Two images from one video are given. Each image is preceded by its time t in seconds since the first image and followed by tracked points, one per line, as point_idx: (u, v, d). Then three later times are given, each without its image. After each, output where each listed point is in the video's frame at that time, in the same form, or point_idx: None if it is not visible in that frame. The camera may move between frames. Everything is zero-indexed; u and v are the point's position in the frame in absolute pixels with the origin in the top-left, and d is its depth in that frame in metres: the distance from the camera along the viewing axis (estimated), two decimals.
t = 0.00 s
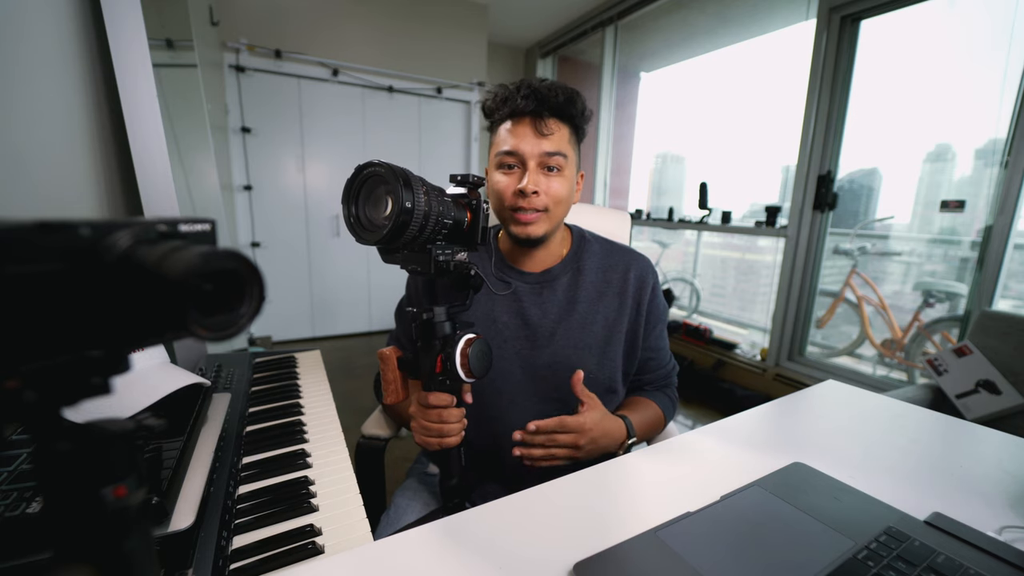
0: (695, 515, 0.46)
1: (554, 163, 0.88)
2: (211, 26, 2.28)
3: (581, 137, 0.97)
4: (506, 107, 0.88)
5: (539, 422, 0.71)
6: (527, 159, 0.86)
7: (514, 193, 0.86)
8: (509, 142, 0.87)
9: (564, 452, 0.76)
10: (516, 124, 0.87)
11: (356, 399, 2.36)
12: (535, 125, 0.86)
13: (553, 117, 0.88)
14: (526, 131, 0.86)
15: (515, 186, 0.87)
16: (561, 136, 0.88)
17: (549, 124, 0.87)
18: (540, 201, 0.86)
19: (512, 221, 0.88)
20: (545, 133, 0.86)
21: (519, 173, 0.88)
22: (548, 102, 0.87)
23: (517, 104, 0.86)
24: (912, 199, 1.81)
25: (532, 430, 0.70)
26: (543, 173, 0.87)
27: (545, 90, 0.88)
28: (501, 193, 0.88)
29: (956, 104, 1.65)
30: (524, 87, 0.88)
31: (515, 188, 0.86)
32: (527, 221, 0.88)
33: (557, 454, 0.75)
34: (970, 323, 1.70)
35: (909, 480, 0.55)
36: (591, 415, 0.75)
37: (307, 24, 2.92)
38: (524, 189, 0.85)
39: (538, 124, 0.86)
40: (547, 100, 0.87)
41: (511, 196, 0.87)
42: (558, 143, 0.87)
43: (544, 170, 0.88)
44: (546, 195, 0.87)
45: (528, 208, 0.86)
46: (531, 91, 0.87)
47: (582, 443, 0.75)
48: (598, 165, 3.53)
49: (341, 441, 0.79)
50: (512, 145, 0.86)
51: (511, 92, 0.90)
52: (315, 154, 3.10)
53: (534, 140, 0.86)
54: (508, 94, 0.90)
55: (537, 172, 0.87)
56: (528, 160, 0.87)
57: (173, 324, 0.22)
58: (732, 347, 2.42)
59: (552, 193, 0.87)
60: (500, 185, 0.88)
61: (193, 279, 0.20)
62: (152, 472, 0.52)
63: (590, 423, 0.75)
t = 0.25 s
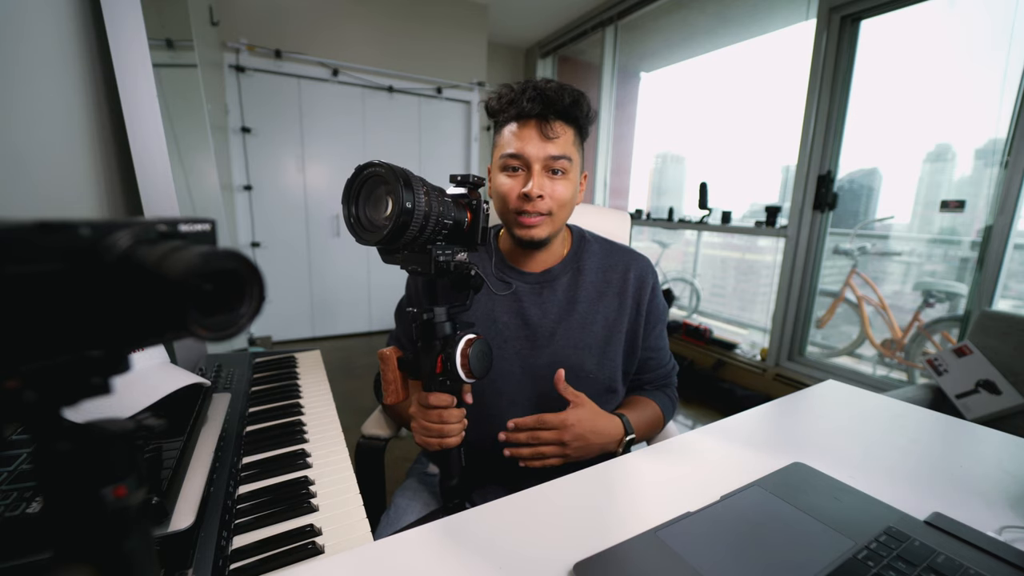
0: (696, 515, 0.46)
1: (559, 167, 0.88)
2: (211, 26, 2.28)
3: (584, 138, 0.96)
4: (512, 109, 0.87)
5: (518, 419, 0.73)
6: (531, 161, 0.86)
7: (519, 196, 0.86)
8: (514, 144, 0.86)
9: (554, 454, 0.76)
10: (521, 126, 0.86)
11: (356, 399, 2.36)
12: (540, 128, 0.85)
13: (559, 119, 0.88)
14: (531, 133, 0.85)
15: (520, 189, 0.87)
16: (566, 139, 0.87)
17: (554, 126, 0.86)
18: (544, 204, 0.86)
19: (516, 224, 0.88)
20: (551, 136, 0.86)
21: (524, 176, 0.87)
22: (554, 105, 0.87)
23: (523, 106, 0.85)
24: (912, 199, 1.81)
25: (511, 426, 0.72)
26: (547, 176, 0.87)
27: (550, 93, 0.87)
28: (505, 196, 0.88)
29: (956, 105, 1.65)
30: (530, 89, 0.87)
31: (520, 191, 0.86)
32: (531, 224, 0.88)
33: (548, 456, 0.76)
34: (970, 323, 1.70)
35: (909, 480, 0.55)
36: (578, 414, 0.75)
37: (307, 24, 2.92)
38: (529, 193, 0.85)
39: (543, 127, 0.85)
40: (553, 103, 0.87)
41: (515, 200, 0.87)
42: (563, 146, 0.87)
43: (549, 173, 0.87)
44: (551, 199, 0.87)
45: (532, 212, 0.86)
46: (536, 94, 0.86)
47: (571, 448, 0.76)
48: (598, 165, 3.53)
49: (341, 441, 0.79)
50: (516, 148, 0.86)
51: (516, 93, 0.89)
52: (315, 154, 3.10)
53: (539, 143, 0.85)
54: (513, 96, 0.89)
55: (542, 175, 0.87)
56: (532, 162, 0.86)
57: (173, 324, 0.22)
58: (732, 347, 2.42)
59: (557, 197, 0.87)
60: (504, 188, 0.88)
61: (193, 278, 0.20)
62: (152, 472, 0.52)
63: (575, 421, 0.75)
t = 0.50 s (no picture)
0: (696, 515, 0.46)
1: (557, 171, 0.87)
2: (211, 26, 2.28)
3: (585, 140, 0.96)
4: (510, 112, 0.87)
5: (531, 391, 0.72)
6: (530, 166, 0.86)
7: (517, 200, 0.86)
8: (512, 148, 0.86)
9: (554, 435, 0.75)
10: (520, 130, 0.86)
11: (356, 399, 2.36)
12: (538, 132, 0.85)
13: (557, 122, 0.87)
14: (529, 137, 0.85)
15: (519, 193, 0.87)
16: (565, 143, 0.87)
17: (553, 130, 0.86)
18: (542, 209, 0.86)
19: (515, 228, 0.89)
20: (548, 140, 0.85)
21: (522, 180, 0.87)
22: (553, 108, 0.86)
23: (521, 109, 0.85)
24: (912, 199, 1.81)
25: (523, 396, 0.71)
26: (546, 180, 0.87)
27: (549, 96, 0.87)
28: (505, 200, 0.88)
29: (956, 104, 1.65)
30: (529, 92, 0.87)
31: (518, 196, 0.86)
32: (529, 228, 0.88)
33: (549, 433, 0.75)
34: (970, 323, 1.70)
35: (910, 480, 0.55)
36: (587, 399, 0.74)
37: (307, 24, 2.92)
38: (527, 198, 0.85)
39: (542, 131, 0.85)
40: (550, 107, 0.86)
41: (514, 204, 0.88)
42: (562, 150, 0.86)
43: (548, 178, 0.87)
44: (549, 203, 0.87)
45: (530, 216, 0.86)
46: (535, 97, 0.86)
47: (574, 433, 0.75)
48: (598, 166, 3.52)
49: (341, 441, 0.79)
50: (515, 152, 0.85)
51: (515, 96, 0.89)
52: (315, 154, 3.10)
53: (537, 147, 0.85)
54: (512, 99, 0.89)
55: (540, 179, 0.86)
56: (530, 167, 0.86)
57: (173, 324, 0.22)
58: (732, 347, 2.42)
59: (555, 201, 0.87)
60: (504, 192, 0.88)
61: (193, 279, 0.20)
62: (152, 472, 0.52)
63: (585, 406, 0.74)
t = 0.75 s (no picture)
0: (696, 515, 0.46)
1: (551, 183, 0.84)
2: (211, 26, 2.28)
3: (592, 147, 0.92)
4: (509, 120, 0.85)
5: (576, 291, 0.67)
6: (523, 176, 0.85)
7: (509, 210, 0.87)
8: (509, 157, 0.85)
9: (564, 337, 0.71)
10: (517, 139, 0.84)
11: (356, 399, 2.36)
12: (533, 143, 0.83)
13: (556, 133, 0.84)
14: (524, 148, 0.84)
15: (510, 202, 0.87)
16: (562, 156, 0.84)
17: (550, 142, 0.83)
18: (531, 221, 0.86)
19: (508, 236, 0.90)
20: (543, 152, 0.83)
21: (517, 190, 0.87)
22: (552, 118, 0.83)
23: (518, 119, 0.83)
24: (912, 199, 1.81)
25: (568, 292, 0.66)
26: (539, 191, 0.85)
27: (549, 106, 0.84)
28: (500, 206, 0.89)
29: (956, 105, 1.65)
30: (530, 99, 0.85)
31: (509, 205, 0.87)
32: (520, 237, 0.89)
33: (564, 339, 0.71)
34: (970, 323, 1.70)
35: (909, 480, 0.55)
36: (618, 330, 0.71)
37: (308, 24, 2.92)
38: (517, 210, 0.85)
39: (537, 143, 0.83)
40: (548, 118, 0.83)
41: (506, 212, 0.88)
42: (558, 163, 0.84)
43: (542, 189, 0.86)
44: (541, 216, 0.86)
45: (520, 227, 0.87)
46: (535, 106, 0.83)
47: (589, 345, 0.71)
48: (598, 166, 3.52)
49: (341, 441, 0.79)
50: (510, 161, 0.85)
51: (518, 102, 0.86)
52: (315, 154, 3.10)
53: (530, 158, 0.83)
54: (514, 105, 0.87)
55: (533, 190, 0.85)
56: (523, 177, 0.85)
57: (173, 324, 0.22)
58: (732, 347, 2.42)
59: (547, 214, 0.86)
60: (499, 199, 0.89)
61: (193, 278, 0.20)
62: (153, 472, 0.52)
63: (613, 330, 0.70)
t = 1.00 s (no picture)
0: (695, 515, 0.46)
1: (554, 183, 0.85)
2: (211, 26, 2.28)
3: (597, 148, 0.92)
4: (516, 119, 0.85)
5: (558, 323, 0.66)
6: (527, 175, 0.85)
7: (513, 208, 0.87)
8: (514, 156, 0.85)
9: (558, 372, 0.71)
10: (523, 138, 0.84)
11: (356, 399, 2.36)
12: (539, 142, 0.83)
13: (562, 133, 0.84)
14: (530, 146, 0.84)
15: (515, 201, 0.87)
16: (567, 156, 0.84)
17: (556, 142, 0.83)
18: (535, 219, 0.86)
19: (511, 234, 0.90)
20: (549, 151, 0.83)
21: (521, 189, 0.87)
22: (560, 117, 0.83)
23: (525, 117, 0.83)
24: (912, 199, 1.81)
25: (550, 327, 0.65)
26: (543, 191, 0.85)
27: (557, 106, 0.83)
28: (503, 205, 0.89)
29: (956, 105, 1.65)
30: (536, 99, 0.84)
31: (513, 203, 0.86)
32: (524, 235, 0.89)
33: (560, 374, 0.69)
34: (970, 323, 1.70)
35: (909, 480, 0.55)
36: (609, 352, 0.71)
37: (308, 24, 2.92)
38: (521, 208, 0.85)
39: (544, 142, 0.83)
40: (555, 118, 0.83)
41: (510, 211, 0.88)
42: (563, 162, 0.84)
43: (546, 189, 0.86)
44: (545, 215, 0.86)
45: (524, 226, 0.87)
46: (542, 105, 0.83)
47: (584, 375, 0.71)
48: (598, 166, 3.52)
49: (341, 441, 0.79)
50: (516, 160, 0.85)
51: (525, 101, 0.86)
52: (315, 154, 3.10)
53: (537, 157, 0.83)
54: (521, 105, 0.86)
55: (538, 189, 0.85)
56: (528, 176, 0.85)
57: (173, 324, 0.22)
58: (732, 347, 2.42)
59: (551, 213, 0.86)
60: (503, 197, 0.89)
61: (193, 278, 0.20)
62: (153, 472, 0.52)
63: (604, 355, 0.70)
